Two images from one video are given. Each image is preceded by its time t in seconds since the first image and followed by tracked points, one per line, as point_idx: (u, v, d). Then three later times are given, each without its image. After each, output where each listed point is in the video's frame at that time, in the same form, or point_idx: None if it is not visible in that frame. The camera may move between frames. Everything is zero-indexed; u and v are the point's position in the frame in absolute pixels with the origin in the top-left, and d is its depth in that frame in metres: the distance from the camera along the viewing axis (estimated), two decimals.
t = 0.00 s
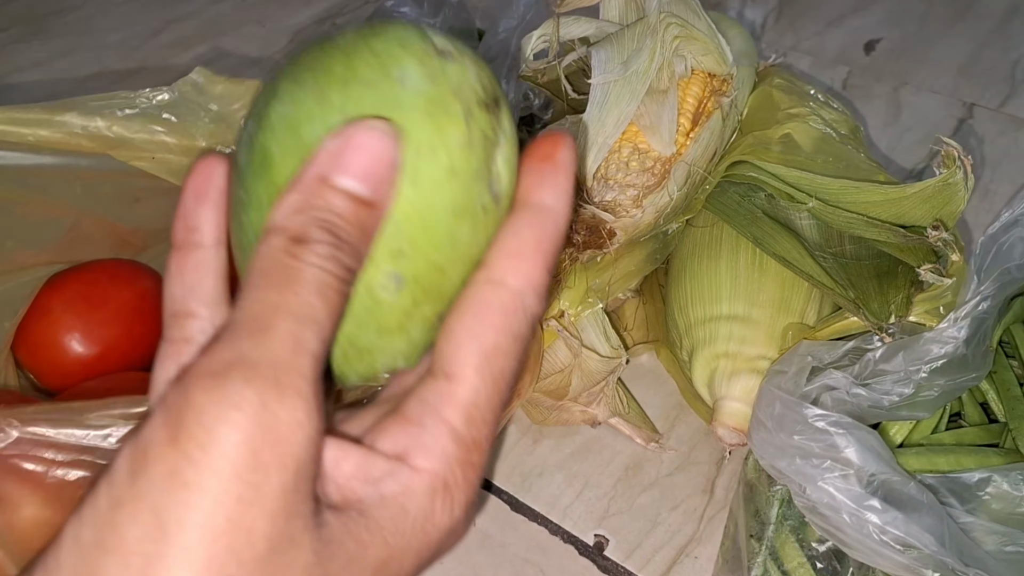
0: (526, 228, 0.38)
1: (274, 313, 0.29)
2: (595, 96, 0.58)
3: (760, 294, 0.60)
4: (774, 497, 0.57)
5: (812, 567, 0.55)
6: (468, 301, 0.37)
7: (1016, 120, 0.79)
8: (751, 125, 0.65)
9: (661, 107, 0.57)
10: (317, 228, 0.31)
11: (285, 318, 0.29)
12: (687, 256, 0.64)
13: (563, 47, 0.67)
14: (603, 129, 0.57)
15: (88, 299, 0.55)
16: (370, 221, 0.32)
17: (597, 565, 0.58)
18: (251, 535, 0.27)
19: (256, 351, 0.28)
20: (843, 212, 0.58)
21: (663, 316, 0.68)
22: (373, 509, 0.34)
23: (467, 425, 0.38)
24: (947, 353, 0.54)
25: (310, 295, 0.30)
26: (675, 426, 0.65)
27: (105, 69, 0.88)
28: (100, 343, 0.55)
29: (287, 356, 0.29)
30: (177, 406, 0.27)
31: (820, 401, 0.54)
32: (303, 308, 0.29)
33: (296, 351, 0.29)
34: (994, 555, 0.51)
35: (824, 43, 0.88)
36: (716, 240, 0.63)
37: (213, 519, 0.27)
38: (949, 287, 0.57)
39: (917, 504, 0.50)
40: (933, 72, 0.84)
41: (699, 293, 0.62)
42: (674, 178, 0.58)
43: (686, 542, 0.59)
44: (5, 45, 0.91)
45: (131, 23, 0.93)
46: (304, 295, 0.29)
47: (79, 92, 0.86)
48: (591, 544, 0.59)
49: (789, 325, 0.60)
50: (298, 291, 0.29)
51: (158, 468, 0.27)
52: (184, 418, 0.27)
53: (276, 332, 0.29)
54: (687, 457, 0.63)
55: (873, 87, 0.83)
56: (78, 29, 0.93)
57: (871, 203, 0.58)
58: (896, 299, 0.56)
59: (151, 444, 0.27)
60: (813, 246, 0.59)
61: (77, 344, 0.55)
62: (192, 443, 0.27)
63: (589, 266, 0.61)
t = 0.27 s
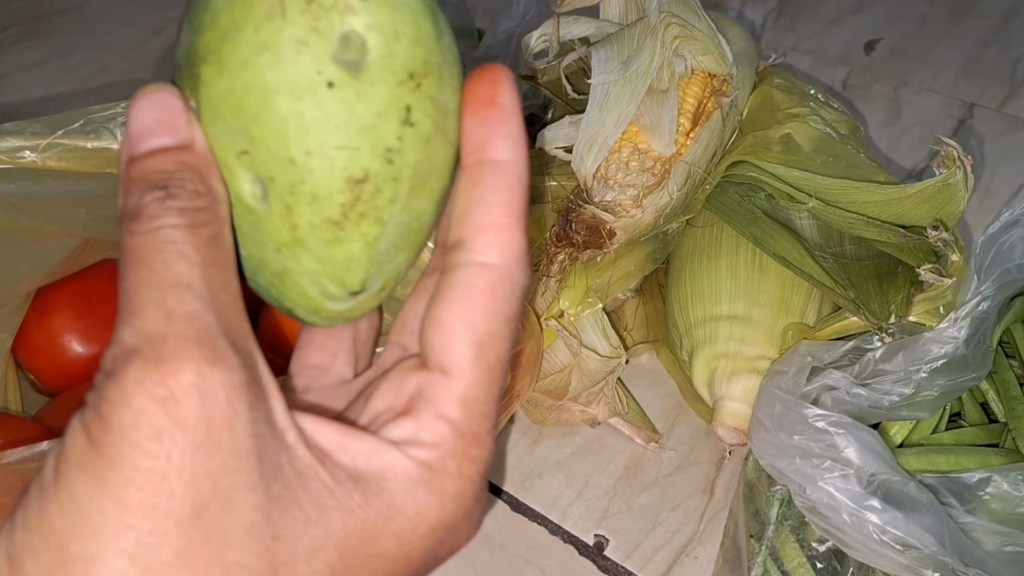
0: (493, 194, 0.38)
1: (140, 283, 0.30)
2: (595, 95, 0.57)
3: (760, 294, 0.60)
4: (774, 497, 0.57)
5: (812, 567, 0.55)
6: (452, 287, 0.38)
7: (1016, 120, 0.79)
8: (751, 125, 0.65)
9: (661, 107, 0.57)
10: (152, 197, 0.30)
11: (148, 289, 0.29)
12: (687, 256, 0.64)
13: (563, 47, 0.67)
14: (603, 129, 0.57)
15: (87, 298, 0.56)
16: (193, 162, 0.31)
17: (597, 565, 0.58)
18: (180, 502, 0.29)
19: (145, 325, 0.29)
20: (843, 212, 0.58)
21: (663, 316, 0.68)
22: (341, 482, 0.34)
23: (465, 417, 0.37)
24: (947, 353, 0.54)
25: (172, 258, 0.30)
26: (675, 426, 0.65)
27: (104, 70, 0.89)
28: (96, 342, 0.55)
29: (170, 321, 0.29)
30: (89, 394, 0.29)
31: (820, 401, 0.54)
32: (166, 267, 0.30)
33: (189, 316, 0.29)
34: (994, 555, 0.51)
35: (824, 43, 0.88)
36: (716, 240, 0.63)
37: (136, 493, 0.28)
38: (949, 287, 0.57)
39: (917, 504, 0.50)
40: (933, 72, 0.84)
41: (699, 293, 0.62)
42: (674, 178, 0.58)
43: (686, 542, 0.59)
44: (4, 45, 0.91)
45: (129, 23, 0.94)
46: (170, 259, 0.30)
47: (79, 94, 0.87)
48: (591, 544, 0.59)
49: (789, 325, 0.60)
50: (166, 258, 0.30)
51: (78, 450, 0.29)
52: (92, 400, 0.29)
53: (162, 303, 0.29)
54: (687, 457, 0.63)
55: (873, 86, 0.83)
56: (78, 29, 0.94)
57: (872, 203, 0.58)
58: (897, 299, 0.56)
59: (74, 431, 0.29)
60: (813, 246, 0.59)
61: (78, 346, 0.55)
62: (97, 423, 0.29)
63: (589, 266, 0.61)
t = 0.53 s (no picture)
0: (460, 194, 0.44)
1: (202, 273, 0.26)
2: (595, 95, 0.58)
3: (760, 294, 0.60)
4: (774, 497, 0.57)
5: (812, 567, 0.55)
6: (431, 275, 0.42)
7: (1016, 120, 0.79)
8: (751, 125, 0.65)
9: (661, 107, 0.57)
10: (269, 154, 0.25)
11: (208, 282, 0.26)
12: (687, 256, 0.64)
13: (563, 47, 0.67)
14: (603, 129, 0.57)
15: (87, 299, 0.56)
16: (336, 123, 0.25)
17: (597, 565, 0.58)
18: (200, 516, 0.28)
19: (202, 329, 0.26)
20: (843, 212, 0.58)
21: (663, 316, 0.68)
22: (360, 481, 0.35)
23: (461, 400, 0.40)
24: (947, 353, 0.54)
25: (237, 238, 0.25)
26: (675, 426, 0.65)
27: (104, 69, 0.89)
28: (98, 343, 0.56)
29: (227, 333, 0.26)
30: (136, 380, 0.28)
31: (820, 401, 0.54)
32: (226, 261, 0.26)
33: (241, 324, 0.26)
34: (994, 555, 0.51)
35: (824, 42, 0.88)
36: (716, 239, 0.63)
37: (161, 499, 0.28)
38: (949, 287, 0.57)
39: (917, 504, 0.50)
40: (933, 72, 0.84)
41: (699, 293, 0.62)
42: (674, 178, 0.58)
43: (686, 542, 0.59)
44: (4, 45, 0.92)
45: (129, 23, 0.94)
46: (246, 252, 0.26)
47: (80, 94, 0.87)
48: (591, 544, 0.59)
49: (789, 325, 0.60)
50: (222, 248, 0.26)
51: (118, 438, 0.28)
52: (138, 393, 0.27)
53: (220, 312, 0.26)
54: (687, 457, 0.63)
55: (873, 87, 0.83)
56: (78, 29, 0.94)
57: (871, 203, 0.58)
58: (896, 299, 0.56)
59: (111, 414, 0.28)
60: (813, 247, 0.59)
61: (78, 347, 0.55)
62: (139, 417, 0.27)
63: (588, 266, 0.61)
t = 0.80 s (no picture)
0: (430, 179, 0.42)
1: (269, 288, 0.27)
2: (595, 95, 0.58)
3: (760, 294, 0.60)
4: (774, 497, 0.57)
5: (812, 567, 0.55)
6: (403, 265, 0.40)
7: (1017, 120, 0.79)
8: (751, 125, 0.65)
9: (661, 107, 0.57)
10: (375, 183, 0.27)
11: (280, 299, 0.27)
12: (687, 256, 0.64)
13: (563, 47, 0.67)
14: (603, 128, 0.57)
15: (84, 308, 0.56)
16: (435, 158, 0.27)
17: (597, 565, 0.58)
18: (232, 521, 0.30)
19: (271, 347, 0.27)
20: (843, 212, 0.58)
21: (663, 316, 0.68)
22: (378, 474, 0.36)
23: (445, 384, 0.42)
24: (947, 353, 0.54)
25: (323, 256, 0.27)
26: (675, 426, 0.65)
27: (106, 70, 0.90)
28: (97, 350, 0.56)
29: (294, 352, 0.28)
30: (187, 383, 0.29)
31: (820, 401, 0.54)
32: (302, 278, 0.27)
33: (309, 343, 0.27)
34: (994, 555, 0.51)
35: (824, 42, 0.88)
36: (716, 240, 0.63)
37: (196, 504, 0.29)
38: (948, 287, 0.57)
39: (917, 504, 0.50)
40: (933, 72, 0.84)
41: (699, 292, 0.62)
42: (674, 177, 0.58)
43: (686, 542, 0.59)
44: (5, 46, 0.92)
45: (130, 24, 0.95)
46: (324, 270, 0.27)
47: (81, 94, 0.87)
48: (591, 544, 0.59)
49: (789, 325, 0.60)
50: (302, 265, 0.27)
51: (160, 440, 0.29)
52: (183, 399, 0.28)
53: (290, 331, 0.27)
54: (687, 457, 0.63)
55: (873, 87, 0.83)
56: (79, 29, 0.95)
57: (871, 203, 0.58)
58: (896, 299, 0.56)
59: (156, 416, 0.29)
60: (813, 246, 0.59)
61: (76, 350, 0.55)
62: (187, 422, 0.28)
63: (588, 266, 0.61)
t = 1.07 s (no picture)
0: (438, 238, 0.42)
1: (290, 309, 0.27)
2: (595, 95, 0.58)
3: (760, 294, 0.60)
4: (774, 497, 0.57)
5: (812, 567, 0.55)
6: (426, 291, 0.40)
7: (1017, 119, 0.79)
8: (751, 125, 0.65)
9: (661, 107, 0.57)
10: (400, 214, 0.27)
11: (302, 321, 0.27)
12: (687, 256, 0.64)
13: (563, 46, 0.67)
14: (603, 128, 0.57)
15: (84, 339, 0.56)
16: (453, 193, 0.28)
17: (597, 565, 0.58)
18: (252, 532, 0.30)
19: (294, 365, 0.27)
20: (843, 212, 0.58)
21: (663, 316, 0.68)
22: (388, 491, 0.37)
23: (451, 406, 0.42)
24: (947, 353, 0.54)
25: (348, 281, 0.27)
26: (675, 426, 0.65)
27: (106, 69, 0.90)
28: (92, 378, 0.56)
29: (315, 371, 0.27)
30: (211, 400, 0.29)
31: (820, 401, 0.54)
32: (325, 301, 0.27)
33: (332, 362, 0.27)
34: (994, 555, 0.51)
35: (824, 42, 0.88)
36: (716, 240, 0.63)
37: (218, 514, 0.29)
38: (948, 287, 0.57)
39: (917, 504, 0.50)
40: (933, 72, 0.84)
41: (699, 292, 0.62)
42: (674, 177, 0.58)
43: (686, 542, 0.59)
44: (5, 45, 0.92)
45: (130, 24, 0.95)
46: (346, 293, 0.27)
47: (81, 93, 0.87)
48: (591, 544, 0.59)
49: (789, 325, 0.60)
50: (327, 289, 0.27)
51: (184, 454, 0.29)
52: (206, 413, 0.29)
53: (313, 351, 0.27)
54: (687, 457, 0.63)
55: (873, 86, 0.83)
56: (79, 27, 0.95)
57: (871, 203, 0.58)
58: (896, 299, 0.56)
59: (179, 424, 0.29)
60: (813, 246, 0.59)
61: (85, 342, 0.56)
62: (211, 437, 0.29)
63: (589, 265, 0.61)
